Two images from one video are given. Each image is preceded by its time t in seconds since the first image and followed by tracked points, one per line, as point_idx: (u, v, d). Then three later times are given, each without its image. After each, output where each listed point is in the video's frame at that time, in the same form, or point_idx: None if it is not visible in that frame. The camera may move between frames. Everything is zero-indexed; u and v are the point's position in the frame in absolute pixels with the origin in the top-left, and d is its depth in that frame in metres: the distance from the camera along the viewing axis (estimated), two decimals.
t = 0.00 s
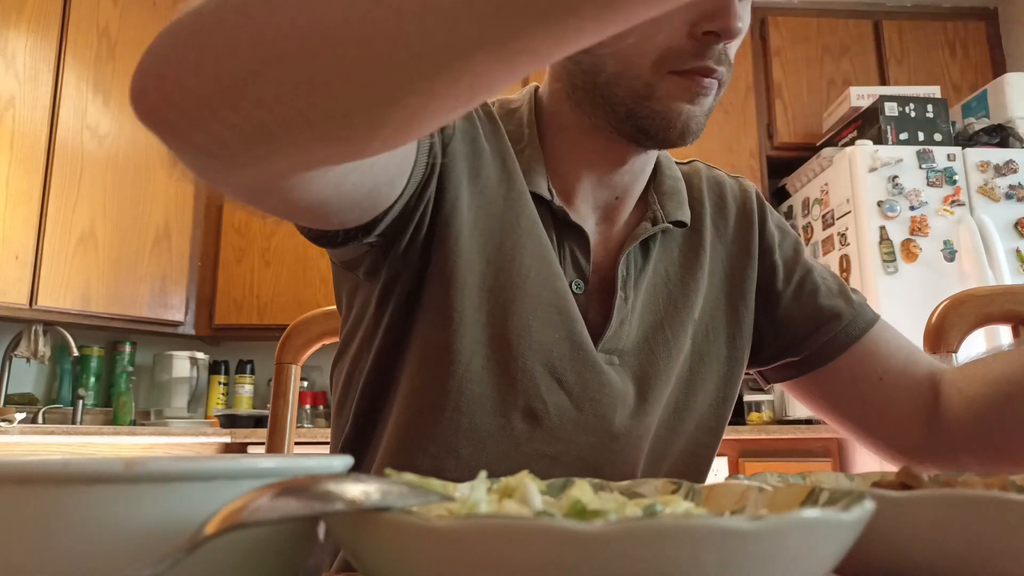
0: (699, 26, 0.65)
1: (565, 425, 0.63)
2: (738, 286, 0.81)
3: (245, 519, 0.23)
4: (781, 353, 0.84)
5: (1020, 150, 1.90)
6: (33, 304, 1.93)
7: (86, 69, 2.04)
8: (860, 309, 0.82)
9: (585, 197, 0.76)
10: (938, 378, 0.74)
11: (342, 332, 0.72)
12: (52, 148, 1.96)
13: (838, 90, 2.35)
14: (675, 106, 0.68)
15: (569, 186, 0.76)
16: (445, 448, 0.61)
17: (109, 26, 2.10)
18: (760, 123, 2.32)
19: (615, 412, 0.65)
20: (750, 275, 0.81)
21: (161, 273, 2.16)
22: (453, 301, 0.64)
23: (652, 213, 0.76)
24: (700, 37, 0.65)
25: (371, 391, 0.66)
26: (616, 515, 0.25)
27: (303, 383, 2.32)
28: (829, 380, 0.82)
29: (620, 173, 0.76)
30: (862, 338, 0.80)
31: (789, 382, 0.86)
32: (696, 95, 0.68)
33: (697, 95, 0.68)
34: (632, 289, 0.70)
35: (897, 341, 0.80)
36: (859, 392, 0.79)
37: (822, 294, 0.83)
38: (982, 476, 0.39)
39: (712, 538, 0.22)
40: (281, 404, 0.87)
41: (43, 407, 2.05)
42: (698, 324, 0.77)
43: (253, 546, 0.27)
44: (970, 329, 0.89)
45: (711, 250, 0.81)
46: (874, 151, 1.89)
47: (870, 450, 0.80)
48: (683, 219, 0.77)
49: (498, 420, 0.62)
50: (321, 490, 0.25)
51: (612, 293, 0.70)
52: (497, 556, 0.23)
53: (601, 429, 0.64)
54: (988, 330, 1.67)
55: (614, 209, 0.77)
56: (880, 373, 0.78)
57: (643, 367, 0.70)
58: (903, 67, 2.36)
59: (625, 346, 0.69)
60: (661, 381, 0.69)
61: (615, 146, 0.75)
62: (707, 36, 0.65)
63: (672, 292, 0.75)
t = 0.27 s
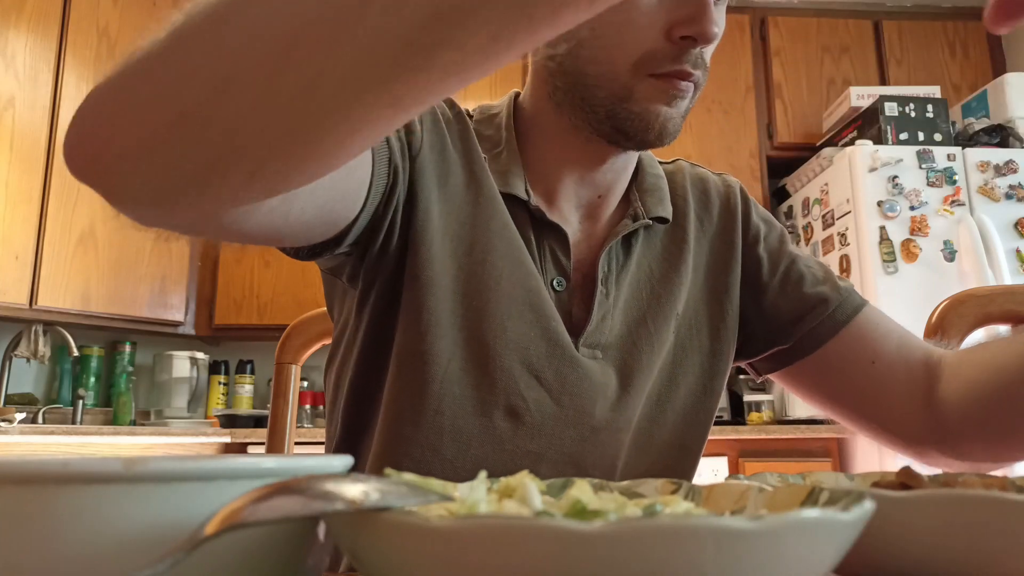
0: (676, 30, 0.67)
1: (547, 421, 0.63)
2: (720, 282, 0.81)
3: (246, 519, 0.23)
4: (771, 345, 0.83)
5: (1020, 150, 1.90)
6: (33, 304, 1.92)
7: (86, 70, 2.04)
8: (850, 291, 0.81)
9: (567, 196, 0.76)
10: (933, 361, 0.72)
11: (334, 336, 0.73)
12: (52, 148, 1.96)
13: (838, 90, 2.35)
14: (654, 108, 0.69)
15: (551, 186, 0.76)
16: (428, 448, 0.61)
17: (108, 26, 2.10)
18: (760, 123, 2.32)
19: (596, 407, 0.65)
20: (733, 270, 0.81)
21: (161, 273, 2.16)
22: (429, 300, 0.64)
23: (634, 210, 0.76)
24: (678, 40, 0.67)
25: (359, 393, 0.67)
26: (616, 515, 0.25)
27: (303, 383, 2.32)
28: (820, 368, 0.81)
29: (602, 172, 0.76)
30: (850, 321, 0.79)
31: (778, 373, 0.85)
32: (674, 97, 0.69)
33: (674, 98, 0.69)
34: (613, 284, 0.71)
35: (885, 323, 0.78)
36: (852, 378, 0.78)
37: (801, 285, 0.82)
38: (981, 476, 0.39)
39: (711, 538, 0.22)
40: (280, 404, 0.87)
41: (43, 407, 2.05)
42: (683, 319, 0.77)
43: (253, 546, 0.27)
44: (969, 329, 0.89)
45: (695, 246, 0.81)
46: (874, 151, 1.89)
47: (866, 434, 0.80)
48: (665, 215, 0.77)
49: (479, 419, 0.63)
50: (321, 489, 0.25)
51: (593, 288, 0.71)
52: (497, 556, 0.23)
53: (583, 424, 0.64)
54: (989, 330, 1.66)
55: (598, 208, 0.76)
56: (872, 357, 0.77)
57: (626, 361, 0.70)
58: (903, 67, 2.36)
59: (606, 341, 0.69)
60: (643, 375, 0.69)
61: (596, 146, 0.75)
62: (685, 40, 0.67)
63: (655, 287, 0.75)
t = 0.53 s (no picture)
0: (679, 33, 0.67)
1: (548, 423, 0.64)
2: (719, 281, 0.81)
3: (246, 518, 0.23)
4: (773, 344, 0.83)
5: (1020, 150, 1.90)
6: (33, 304, 1.92)
7: (86, 69, 2.04)
8: (848, 293, 0.81)
9: (568, 196, 0.76)
10: (939, 366, 0.72)
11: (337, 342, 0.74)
12: (52, 148, 1.96)
13: (838, 90, 2.35)
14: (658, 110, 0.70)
15: (552, 186, 0.76)
16: (430, 452, 0.62)
17: (108, 27, 2.10)
18: (760, 123, 2.32)
19: (597, 407, 0.65)
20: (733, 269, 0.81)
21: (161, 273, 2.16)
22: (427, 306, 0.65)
23: (634, 210, 0.76)
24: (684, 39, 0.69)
25: (363, 398, 0.68)
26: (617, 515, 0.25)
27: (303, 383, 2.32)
28: (821, 364, 0.80)
29: (602, 172, 0.76)
30: (850, 324, 0.79)
31: (777, 369, 0.85)
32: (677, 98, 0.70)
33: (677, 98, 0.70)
34: (613, 284, 0.70)
35: (888, 326, 0.78)
36: (853, 374, 0.77)
37: (800, 283, 0.82)
38: (982, 475, 0.39)
39: (711, 538, 0.22)
40: (280, 403, 0.87)
41: (43, 407, 2.05)
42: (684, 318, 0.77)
43: (253, 547, 0.27)
44: (970, 328, 0.89)
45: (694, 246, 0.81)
46: (874, 151, 1.89)
47: (864, 436, 0.78)
48: (664, 214, 0.77)
49: (480, 424, 0.63)
50: (320, 488, 0.25)
51: (592, 288, 0.71)
52: (497, 556, 0.23)
53: (584, 425, 0.65)
54: (988, 330, 1.67)
55: (598, 208, 0.76)
56: (874, 356, 0.76)
57: (627, 359, 0.70)
58: (903, 67, 2.37)
59: (606, 341, 0.69)
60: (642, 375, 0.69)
61: (596, 147, 0.75)
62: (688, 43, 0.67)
63: (655, 286, 0.75)
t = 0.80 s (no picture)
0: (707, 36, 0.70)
1: (559, 431, 0.63)
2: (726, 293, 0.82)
3: (246, 518, 0.23)
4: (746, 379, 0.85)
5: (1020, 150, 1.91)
6: (33, 304, 1.92)
7: (85, 69, 2.04)
8: (815, 343, 0.84)
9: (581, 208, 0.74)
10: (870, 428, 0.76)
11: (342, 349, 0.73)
12: (52, 148, 1.96)
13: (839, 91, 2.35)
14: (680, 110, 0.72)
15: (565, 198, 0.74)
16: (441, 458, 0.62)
17: (108, 27, 2.10)
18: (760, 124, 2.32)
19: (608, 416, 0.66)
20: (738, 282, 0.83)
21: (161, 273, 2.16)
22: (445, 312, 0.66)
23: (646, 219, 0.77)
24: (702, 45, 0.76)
25: (370, 403, 0.68)
26: (615, 514, 0.25)
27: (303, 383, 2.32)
28: (770, 407, 0.84)
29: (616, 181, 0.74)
30: (812, 370, 0.82)
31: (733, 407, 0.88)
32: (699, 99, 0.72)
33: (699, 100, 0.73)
34: (624, 293, 0.71)
35: (840, 387, 0.82)
36: (797, 424, 0.81)
37: (784, 314, 0.84)
38: (982, 475, 0.39)
39: (711, 538, 0.22)
40: (280, 403, 0.87)
41: (43, 407, 2.05)
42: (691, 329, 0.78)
43: (253, 546, 0.27)
44: (969, 329, 0.89)
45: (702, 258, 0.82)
46: (873, 151, 1.90)
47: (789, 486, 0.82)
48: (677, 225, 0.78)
49: (491, 431, 0.63)
50: (320, 489, 0.25)
51: (604, 296, 0.71)
52: (496, 556, 0.23)
53: (596, 433, 0.65)
54: (988, 330, 1.67)
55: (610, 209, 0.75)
56: (817, 412, 0.80)
57: (634, 371, 0.71)
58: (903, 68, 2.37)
59: (615, 351, 0.70)
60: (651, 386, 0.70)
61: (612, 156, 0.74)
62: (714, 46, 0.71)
63: (665, 296, 0.76)
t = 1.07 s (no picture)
0: (730, 42, 0.72)
1: (576, 437, 0.66)
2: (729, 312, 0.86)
3: (246, 518, 0.23)
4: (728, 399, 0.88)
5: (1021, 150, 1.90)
6: (33, 304, 1.92)
7: (85, 69, 2.04)
8: (791, 377, 0.88)
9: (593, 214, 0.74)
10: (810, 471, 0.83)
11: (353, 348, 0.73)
12: (52, 148, 1.96)
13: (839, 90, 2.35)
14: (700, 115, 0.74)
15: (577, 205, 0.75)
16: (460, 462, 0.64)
17: (108, 27, 2.10)
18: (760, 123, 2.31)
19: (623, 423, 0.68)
20: (739, 299, 0.86)
21: (161, 273, 2.16)
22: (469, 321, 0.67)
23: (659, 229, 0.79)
24: (728, 53, 0.73)
25: (387, 408, 0.68)
26: (615, 515, 0.25)
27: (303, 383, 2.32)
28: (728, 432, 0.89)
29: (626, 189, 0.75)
30: (786, 401, 0.86)
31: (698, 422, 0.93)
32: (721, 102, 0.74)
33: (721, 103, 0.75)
34: (642, 303, 0.73)
35: (795, 423, 0.87)
36: (748, 453, 0.87)
37: (772, 343, 0.88)
38: (983, 476, 0.39)
39: (711, 538, 0.22)
40: (280, 403, 0.87)
41: (44, 407, 2.05)
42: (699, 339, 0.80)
43: (254, 545, 0.27)
44: (970, 329, 0.89)
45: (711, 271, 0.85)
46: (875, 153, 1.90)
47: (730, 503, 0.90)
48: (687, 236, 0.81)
49: (511, 436, 0.65)
50: (320, 489, 0.25)
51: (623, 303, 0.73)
52: (496, 556, 0.23)
53: (610, 441, 0.67)
54: (989, 329, 1.67)
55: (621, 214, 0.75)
56: (768, 445, 0.86)
57: (646, 380, 0.73)
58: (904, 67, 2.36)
59: (630, 360, 0.72)
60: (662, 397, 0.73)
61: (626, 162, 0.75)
62: (736, 52, 0.73)
63: (678, 308, 0.79)
